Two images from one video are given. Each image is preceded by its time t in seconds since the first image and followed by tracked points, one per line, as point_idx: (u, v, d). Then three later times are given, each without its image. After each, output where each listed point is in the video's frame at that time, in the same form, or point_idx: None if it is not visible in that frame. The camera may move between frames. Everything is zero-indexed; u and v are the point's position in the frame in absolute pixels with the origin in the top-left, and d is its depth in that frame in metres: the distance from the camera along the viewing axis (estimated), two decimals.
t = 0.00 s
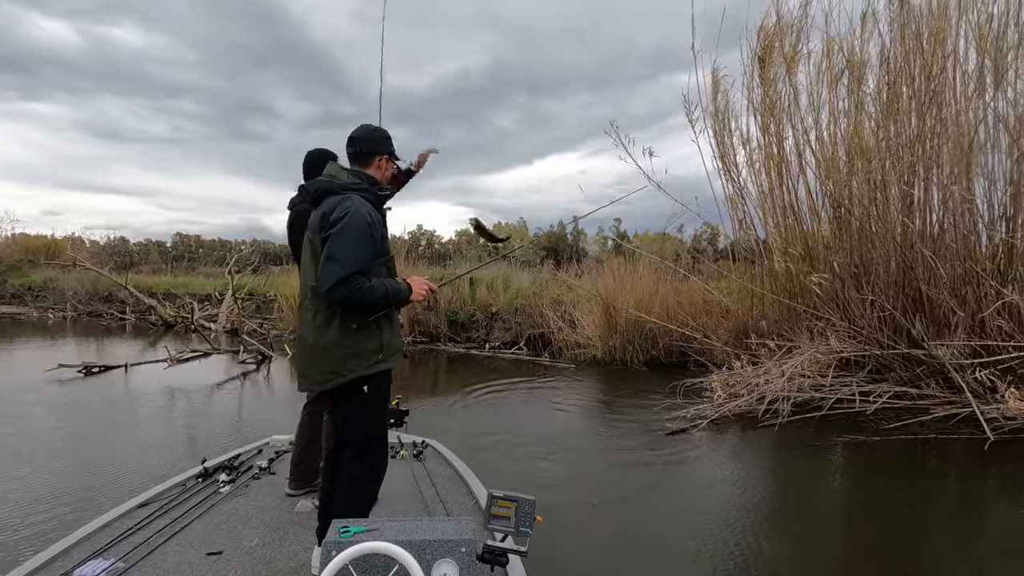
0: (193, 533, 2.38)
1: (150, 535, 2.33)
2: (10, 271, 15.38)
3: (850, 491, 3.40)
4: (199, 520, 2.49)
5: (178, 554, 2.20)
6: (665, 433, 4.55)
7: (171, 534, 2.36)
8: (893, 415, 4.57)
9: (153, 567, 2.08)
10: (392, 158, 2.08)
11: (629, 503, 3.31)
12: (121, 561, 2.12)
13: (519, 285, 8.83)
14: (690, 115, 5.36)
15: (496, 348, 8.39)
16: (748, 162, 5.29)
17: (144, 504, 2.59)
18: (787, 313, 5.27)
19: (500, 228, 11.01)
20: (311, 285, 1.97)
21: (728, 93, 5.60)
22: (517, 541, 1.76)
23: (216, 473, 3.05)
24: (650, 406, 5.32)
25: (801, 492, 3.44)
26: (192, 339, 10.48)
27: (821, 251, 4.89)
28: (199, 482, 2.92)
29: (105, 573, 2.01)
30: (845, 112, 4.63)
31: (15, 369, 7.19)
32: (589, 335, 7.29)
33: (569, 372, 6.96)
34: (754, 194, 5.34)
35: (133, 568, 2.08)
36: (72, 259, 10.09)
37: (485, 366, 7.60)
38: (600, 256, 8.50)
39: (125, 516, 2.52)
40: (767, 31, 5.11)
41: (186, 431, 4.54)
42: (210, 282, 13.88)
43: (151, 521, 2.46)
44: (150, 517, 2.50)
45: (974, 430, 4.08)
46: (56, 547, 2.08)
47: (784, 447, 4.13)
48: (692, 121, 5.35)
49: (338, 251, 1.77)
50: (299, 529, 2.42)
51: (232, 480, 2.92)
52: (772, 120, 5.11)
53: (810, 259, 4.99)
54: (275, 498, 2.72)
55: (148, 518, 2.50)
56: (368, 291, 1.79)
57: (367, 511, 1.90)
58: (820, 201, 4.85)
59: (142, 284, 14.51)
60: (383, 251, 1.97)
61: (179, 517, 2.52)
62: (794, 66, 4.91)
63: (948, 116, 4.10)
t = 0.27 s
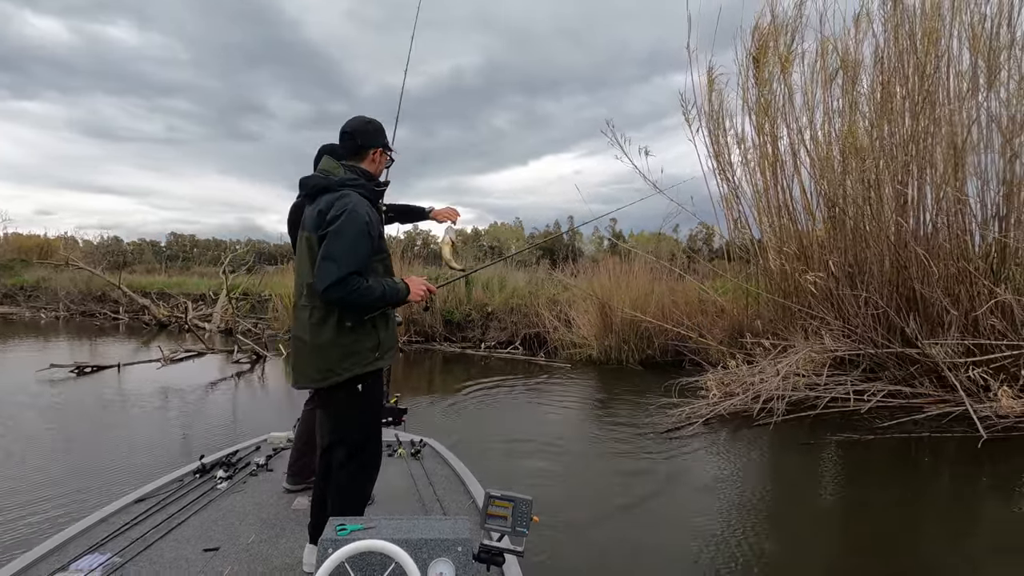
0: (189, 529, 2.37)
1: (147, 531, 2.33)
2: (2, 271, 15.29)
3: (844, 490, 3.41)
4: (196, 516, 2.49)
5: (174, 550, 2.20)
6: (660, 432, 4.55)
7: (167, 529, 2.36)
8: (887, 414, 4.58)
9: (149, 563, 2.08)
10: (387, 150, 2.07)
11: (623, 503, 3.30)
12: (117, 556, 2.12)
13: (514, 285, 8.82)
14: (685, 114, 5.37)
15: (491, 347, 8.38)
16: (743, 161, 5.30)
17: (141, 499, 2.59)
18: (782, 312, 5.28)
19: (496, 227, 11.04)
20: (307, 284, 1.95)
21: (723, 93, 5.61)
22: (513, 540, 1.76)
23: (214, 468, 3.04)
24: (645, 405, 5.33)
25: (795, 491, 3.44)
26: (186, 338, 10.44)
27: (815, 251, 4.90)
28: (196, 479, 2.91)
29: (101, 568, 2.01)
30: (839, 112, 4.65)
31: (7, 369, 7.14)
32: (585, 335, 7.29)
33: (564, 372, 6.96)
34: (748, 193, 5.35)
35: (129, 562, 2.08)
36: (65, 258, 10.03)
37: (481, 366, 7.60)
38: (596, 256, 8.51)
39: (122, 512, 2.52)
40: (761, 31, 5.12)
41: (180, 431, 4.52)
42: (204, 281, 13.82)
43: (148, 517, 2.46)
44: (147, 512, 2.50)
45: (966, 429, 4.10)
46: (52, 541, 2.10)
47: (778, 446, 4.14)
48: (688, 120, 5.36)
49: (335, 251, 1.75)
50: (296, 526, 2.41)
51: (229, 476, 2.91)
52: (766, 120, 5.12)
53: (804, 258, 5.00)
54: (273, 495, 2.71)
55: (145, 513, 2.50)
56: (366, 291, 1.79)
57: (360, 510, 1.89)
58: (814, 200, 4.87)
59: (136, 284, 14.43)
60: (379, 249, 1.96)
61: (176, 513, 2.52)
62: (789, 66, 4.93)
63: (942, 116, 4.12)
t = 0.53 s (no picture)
0: (185, 521, 2.36)
1: (142, 523, 2.33)
2: None
3: (833, 486, 3.43)
4: (192, 509, 2.48)
5: (169, 542, 2.19)
6: (652, 429, 4.56)
7: (163, 522, 2.35)
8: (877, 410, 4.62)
9: (143, 555, 2.08)
10: (359, 148, 2.05)
11: (615, 500, 3.30)
12: (112, 548, 2.11)
13: (507, 283, 8.81)
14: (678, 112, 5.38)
15: (484, 346, 8.37)
16: (735, 159, 5.32)
17: (137, 492, 2.59)
18: (773, 309, 5.31)
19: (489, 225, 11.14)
20: (290, 286, 1.94)
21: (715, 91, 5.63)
22: (508, 539, 1.76)
23: (210, 463, 3.03)
24: (638, 402, 5.34)
25: (786, 487, 3.46)
26: (177, 337, 10.37)
27: (806, 248, 4.92)
28: (193, 472, 2.91)
29: (95, 560, 2.01)
30: (830, 111, 4.67)
31: None
32: (577, 333, 7.30)
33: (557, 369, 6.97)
34: (740, 191, 5.37)
35: (124, 554, 2.07)
36: (53, 256, 9.93)
37: (473, 364, 7.59)
38: (588, 254, 8.52)
39: (118, 504, 2.52)
40: (753, 29, 5.14)
41: (171, 429, 4.48)
42: (195, 279, 13.72)
43: (144, 509, 2.45)
44: (143, 504, 2.49)
45: (955, 425, 4.15)
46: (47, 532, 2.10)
47: (769, 442, 4.16)
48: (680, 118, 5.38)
49: (311, 252, 1.74)
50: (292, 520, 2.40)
51: (226, 470, 2.90)
52: (758, 118, 5.15)
53: (795, 255, 5.03)
54: (269, 490, 2.70)
55: (141, 506, 2.50)
56: (346, 290, 1.77)
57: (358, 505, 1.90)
58: (805, 198, 4.89)
59: (126, 282, 14.31)
60: (359, 246, 1.94)
61: (172, 505, 2.51)
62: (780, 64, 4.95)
63: (931, 115, 4.16)
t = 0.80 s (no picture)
0: (188, 528, 2.34)
1: (145, 530, 2.29)
2: None
3: (826, 487, 3.44)
4: (195, 515, 2.46)
5: (173, 549, 2.17)
6: (648, 431, 4.57)
7: (166, 528, 2.32)
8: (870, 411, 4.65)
9: (147, 562, 2.05)
10: (344, 154, 2.05)
11: (611, 502, 3.30)
12: (116, 555, 2.09)
13: (501, 284, 8.82)
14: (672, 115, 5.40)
15: (479, 347, 8.36)
16: (729, 162, 5.34)
17: (140, 498, 2.56)
18: (765, 311, 5.35)
19: (482, 227, 11.18)
20: (278, 293, 1.92)
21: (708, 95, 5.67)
22: (512, 540, 1.76)
23: (212, 468, 3.00)
24: (633, 404, 5.35)
25: (779, 487, 3.49)
26: (168, 339, 10.28)
27: (799, 250, 4.96)
28: (195, 478, 2.88)
29: (99, 568, 1.99)
30: (823, 114, 4.71)
31: None
32: (572, 334, 7.31)
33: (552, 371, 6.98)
34: (734, 194, 5.40)
35: (128, 562, 2.05)
36: (42, 258, 9.81)
37: (468, 365, 7.59)
38: (582, 256, 8.54)
39: (120, 510, 2.48)
40: (746, 32, 5.17)
41: (165, 434, 4.44)
42: (187, 281, 13.62)
43: (147, 515, 2.42)
44: (146, 511, 2.46)
45: (946, 426, 4.18)
46: (50, 539, 2.07)
47: (765, 444, 4.18)
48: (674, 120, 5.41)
49: (297, 257, 1.72)
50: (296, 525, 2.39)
51: (228, 476, 2.88)
52: (751, 121, 5.18)
53: (788, 257, 5.07)
54: (271, 496, 2.68)
55: (144, 512, 2.46)
56: (334, 296, 1.76)
57: (358, 507, 1.87)
58: (798, 200, 4.92)
59: (116, 284, 14.18)
60: (346, 250, 1.93)
61: (175, 512, 2.48)
62: (773, 68, 4.98)
63: (923, 118, 4.20)
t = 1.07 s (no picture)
0: (199, 540, 2.33)
1: (156, 543, 2.29)
2: None
3: (827, 491, 3.44)
4: (205, 527, 2.45)
5: (184, 561, 2.16)
6: (649, 435, 4.57)
7: (176, 541, 2.31)
8: (869, 414, 4.67)
9: None
10: (348, 162, 2.05)
11: (614, 505, 3.31)
12: (127, 569, 2.08)
13: (500, 287, 8.82)
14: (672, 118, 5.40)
15: (477, 350, 8.35)
16: (728, 165, 5.35)
17: (150, 512, 2.55)
18: (764, 314, 5.36)
19: (480, 229, 11.18)
20: (287, 300, 1.92)
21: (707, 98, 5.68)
22: (522, 542, 1.75)
23: (220, 478, 2.99)
24: (634, 407, 5.35)
25: (778, 491, 3.50)
26: (165, 342, 10.24)
27: (798, 254, 4.97)
28: (204, 490, 2.87)
29: None
30: (822, 118, 4.72)
31: None
32: (571, 337, 7.31)
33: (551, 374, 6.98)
34: (733, 197, 5.40)
35: None
36: (38, 260, 9.76)
37: (467, 368, 7.58)
38: (580, 258, 8.55)
39: (130, 525, 2.48)
40: (746, 36, 5.18)
41: (166, 439, 4.42)
42: (183, 283, 13.57)
43: (157, 529, 2.42)
44: (156, 524, 2.46)
45: (946, 430, 4.18)
46: (62, 557, 2.07)
47: (766, 448, 4.19)
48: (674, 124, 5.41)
49: (307, 264, 1.72)
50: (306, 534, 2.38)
51: (237, 486, 2.87)
52: (751, 125, 5.19)
53: (788, 261, 5.08)
54: (280, 504, 2.68)
55: (153, 526, 2.46)
56: (343, 302, 1.75)
57: (369, 514, 1.85)
58: (798, 203, 4.93)
59: (111, 285, 14.11)
60: (354, 257, 1.92)
61: (185, 524, 2.48)
62: (772, 72, 5.00)
63: (921, 122, 4.22)
